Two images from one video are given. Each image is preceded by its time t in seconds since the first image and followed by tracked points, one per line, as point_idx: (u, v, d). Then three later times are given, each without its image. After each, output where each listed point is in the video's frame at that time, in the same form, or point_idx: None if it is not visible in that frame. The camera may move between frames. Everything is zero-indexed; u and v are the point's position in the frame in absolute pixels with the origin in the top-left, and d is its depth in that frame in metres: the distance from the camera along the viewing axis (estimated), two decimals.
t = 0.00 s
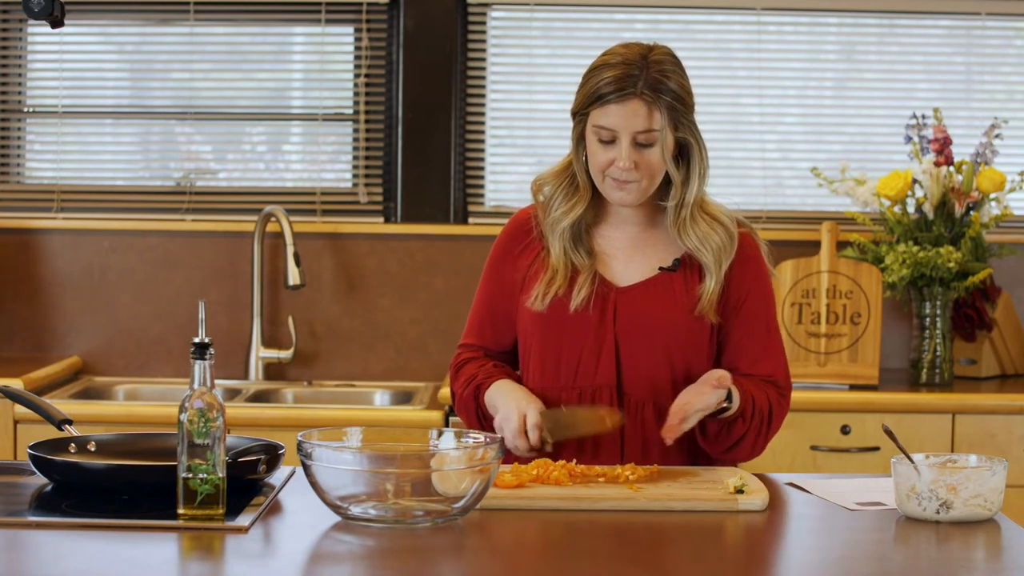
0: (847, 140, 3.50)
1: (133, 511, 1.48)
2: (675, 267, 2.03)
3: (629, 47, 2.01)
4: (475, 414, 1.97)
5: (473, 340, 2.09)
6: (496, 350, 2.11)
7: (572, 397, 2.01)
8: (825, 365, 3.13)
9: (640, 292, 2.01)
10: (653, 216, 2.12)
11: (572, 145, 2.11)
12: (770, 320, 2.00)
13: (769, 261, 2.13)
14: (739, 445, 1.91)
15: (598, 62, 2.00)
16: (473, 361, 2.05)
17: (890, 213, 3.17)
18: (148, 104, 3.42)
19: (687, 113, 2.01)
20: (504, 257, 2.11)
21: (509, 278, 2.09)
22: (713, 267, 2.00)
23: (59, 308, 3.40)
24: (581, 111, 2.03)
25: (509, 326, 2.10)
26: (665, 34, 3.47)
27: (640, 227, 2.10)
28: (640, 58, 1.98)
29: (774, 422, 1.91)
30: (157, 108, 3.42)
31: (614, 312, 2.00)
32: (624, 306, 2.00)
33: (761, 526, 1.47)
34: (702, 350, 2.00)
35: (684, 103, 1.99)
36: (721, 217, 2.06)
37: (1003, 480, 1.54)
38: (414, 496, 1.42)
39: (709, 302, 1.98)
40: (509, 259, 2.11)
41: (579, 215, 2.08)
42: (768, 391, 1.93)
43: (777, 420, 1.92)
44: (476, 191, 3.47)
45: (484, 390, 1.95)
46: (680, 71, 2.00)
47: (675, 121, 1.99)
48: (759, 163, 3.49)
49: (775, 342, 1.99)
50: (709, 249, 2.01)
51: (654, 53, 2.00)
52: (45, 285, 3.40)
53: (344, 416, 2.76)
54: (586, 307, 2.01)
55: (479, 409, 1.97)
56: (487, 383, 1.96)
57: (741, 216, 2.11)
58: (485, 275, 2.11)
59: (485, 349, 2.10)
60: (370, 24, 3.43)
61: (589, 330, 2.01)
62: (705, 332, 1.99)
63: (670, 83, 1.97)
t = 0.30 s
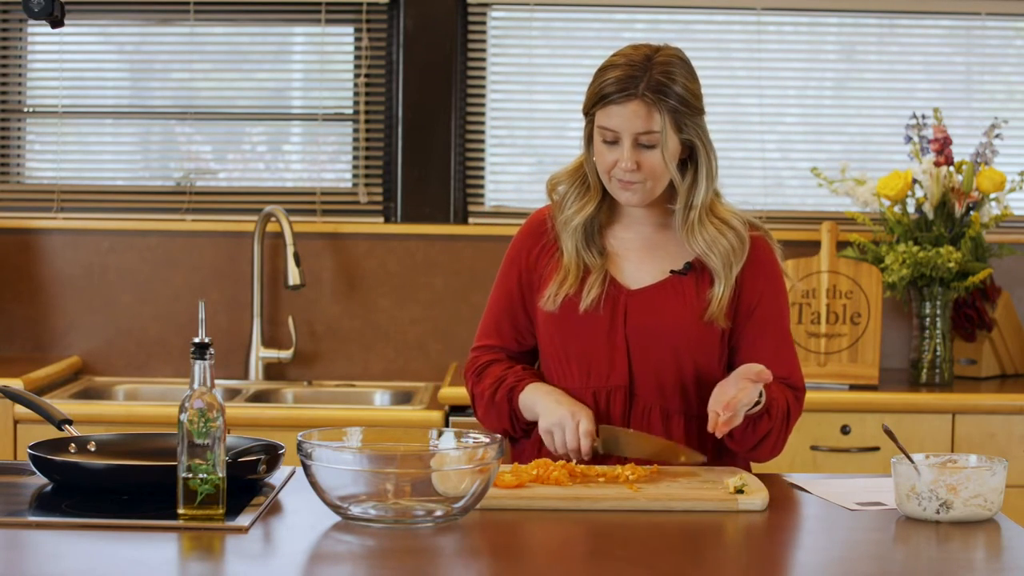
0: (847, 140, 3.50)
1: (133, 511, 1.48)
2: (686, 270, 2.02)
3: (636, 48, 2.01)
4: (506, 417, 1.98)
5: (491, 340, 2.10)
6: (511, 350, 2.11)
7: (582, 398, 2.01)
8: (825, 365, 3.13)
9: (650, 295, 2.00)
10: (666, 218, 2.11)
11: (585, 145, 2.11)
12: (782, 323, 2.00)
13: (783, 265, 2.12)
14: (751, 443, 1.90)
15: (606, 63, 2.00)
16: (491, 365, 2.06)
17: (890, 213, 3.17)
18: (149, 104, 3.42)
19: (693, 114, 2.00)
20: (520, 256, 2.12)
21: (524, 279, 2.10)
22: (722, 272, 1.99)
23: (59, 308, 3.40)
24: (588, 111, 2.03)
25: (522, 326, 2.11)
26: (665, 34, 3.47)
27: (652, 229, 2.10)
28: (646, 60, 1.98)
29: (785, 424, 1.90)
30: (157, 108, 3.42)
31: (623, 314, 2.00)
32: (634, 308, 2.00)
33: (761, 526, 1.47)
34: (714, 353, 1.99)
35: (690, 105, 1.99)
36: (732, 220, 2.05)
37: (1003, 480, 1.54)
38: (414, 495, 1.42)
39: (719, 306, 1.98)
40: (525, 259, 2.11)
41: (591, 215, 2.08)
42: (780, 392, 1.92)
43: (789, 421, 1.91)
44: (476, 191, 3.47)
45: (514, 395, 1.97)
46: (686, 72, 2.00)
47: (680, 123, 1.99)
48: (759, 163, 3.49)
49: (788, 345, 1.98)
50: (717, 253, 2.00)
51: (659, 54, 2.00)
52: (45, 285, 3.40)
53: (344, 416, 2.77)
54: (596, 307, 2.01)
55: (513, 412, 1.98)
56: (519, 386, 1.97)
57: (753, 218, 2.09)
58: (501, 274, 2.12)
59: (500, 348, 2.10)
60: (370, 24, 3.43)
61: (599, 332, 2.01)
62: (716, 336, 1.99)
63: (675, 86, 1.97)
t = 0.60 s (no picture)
0: (847, 140, 3.50)
1: (133, 511, 1.48)
2: (692, 270, 2.02)
3: (640, 49, 2.01)
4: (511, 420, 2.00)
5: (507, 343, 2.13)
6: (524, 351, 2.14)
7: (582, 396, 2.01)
8: (825, 365, 3.13)
9: (656, 294, 2.01)
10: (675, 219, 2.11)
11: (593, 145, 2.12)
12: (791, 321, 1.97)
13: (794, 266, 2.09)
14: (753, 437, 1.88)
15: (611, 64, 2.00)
16: (507, 368, 2.09)
17: (890, 213, 3.17)
18: (149, 104, 3.42)
19: (698, 114, 1.99)
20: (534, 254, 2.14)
21: (536, 278, 2.12)
22: (727, 271, 1.98)
23: (59, 308, 3.40)
24: (594, 113, 2.03)
25: (534, 326, 2.12)
26: (665, 34, 3.47)
27: (661, 229, 2.10)
28: (650, 60, 1.98)
29: (786, 422, 1.89)
30: (157, 108, 3.42)
31: (629, 313, 2.00)
32: (640, 308, 2.00)
33: (761, 527, 1.47)
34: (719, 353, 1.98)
35: (695, 104, 1.98)
36: (739, 219, 2.03)
37: (1003, 480, 1.54)
38: (415, 495, 1.42)
39: (724, 306, 1.96)
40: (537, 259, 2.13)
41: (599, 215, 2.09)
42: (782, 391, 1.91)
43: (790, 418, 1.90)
44: (476, 191, 3.47)
45: (515, 395, 1.99)
46: (690, 72, 1.99)
47: (685, 123, 1.98)
48: (759, 162, 3.49)
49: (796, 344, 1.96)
50: (722, 251, 1.99)
51: (663, 54, 2.00)
52: (45, 285, 3.40)
53: (345, 416, 2.77)
54: (603, 306, 2.01)
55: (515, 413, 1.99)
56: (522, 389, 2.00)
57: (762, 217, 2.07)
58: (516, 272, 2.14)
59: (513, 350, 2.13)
60: (370, 24, 3.43)
61: (605, 330, 2.01)
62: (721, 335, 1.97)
63: (679, 86, 1.96)
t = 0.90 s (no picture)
0: (847, 140, 3.50)
1: (133, 511, 1.48)
2: (698, 268, 2.02)
3: (637, 51, 2.01)
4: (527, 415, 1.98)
5: (519, 341, 2.11)
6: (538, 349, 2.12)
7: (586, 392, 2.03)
8: (825, 365, 3.13)
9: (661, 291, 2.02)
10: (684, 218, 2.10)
11: (600, 145, 2.12)
12: (792, 314, 1.95)
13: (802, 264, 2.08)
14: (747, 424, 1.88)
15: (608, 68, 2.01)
16: (520, 365, 2.07)
17: (890, 213, 3.17)
18: (149, 104, 3.42)
19: (697, 113, 1.99)
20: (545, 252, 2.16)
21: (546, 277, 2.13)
22: (731, 270, 1.98)
23: (59, 308, 3.40)
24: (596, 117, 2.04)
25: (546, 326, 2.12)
26: (665, 34, 3.47)
27: (669, 229, 2.10)
28: (645, 63, 1.98)
29: (776, 410, 1.89)
30: (157, 108, 3.42)
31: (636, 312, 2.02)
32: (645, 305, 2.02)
33: (761, 527, 1.47)
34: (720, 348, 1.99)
35: (693, 104, 1.98)
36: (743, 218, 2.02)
37: (1003, 480, 1.54)
38: (415, 495, 1.42)
39: (727, 305, 1.97)
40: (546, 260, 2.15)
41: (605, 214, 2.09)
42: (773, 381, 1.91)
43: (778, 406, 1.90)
44: (476, 191, 3.47)
45: (537, 389, 1.97)
46: (687, 72, 1.99)
47: (683, 123, 1.98)
48: (759, 162, 3.49)
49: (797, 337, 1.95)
50: (725, 252, 1.99)
51: (659, 54, 2.00)
52: (45, 285, 3.40)
53: (344, 416, 2.77)
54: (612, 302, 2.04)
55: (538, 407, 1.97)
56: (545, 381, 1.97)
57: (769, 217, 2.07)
58: (527, 270, 2.16)
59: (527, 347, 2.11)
60: (370, 24, 3.43)
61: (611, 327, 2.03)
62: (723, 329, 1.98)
63: (676, 87, 1.96)
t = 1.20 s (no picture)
0: (847, 140, 3.50)
1: (133, 511, 1.48)
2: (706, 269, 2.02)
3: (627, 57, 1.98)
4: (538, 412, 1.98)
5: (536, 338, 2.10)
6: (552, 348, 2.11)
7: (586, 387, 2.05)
8: (825, 365, 3.12)
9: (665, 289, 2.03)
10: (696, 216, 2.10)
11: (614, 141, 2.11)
12: (786, 315, 1.95)
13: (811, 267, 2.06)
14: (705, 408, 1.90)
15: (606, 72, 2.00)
16: (537, 364, 2.06)
17: (890, 213, 3.17)
18: (149, 104, 3.42)
19: (681, 122, 1.95)
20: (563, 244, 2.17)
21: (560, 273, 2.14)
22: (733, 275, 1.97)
23: (59, 309, 3.40)
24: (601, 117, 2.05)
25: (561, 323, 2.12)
26: (665, 34, 3.47)
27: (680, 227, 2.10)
28: (630, 70, 1.96)
29: (737, 398, 1.90)
30: (157, 108, 3.42)
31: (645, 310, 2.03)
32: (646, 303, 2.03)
33: (760, 527, 1.47)
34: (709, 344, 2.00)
35: (674, 115, 1.94)
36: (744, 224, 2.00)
37: (1003, 480, 1.54)
38: (415, 496, 1.42)
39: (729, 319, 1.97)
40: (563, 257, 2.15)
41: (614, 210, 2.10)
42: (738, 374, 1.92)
43: (735, 396, 1.90)
44: (476, 191, 3.47)
45: (552, 387, 1.96)
46: (671, 81, 1.95)
47: (666, 133, 1.95)
48: (759, 162, 3.49)
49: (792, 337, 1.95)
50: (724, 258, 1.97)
51: (645, 62, 1.96)
52: (45, 285, 3.40)
53: (344, 416, 2.77)
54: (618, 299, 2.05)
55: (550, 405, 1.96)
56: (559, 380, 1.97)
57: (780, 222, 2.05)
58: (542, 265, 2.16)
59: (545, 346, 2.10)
60: (370, 24, 3.43)
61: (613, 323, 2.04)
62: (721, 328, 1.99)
63: (656, 97, 1.93)
